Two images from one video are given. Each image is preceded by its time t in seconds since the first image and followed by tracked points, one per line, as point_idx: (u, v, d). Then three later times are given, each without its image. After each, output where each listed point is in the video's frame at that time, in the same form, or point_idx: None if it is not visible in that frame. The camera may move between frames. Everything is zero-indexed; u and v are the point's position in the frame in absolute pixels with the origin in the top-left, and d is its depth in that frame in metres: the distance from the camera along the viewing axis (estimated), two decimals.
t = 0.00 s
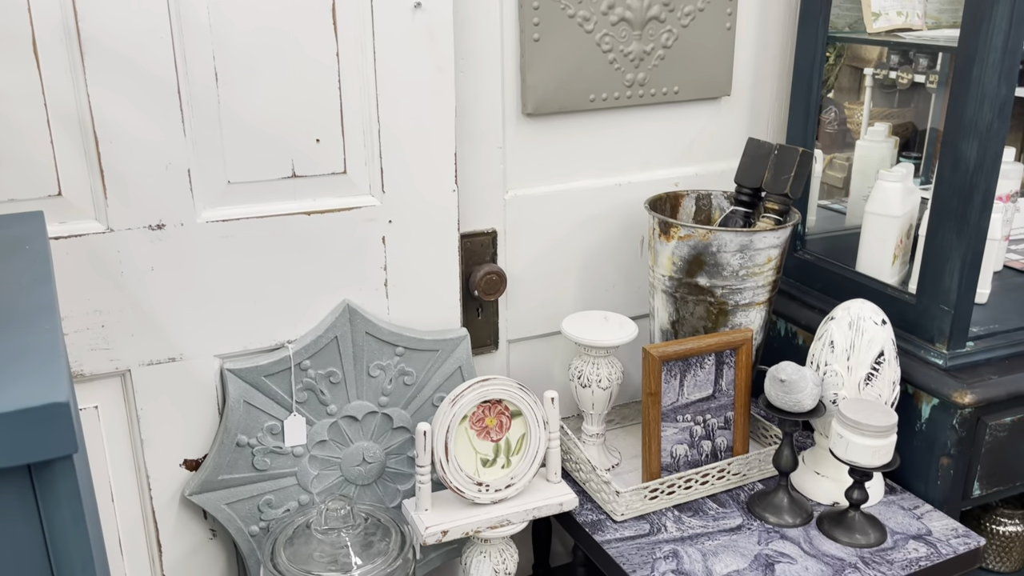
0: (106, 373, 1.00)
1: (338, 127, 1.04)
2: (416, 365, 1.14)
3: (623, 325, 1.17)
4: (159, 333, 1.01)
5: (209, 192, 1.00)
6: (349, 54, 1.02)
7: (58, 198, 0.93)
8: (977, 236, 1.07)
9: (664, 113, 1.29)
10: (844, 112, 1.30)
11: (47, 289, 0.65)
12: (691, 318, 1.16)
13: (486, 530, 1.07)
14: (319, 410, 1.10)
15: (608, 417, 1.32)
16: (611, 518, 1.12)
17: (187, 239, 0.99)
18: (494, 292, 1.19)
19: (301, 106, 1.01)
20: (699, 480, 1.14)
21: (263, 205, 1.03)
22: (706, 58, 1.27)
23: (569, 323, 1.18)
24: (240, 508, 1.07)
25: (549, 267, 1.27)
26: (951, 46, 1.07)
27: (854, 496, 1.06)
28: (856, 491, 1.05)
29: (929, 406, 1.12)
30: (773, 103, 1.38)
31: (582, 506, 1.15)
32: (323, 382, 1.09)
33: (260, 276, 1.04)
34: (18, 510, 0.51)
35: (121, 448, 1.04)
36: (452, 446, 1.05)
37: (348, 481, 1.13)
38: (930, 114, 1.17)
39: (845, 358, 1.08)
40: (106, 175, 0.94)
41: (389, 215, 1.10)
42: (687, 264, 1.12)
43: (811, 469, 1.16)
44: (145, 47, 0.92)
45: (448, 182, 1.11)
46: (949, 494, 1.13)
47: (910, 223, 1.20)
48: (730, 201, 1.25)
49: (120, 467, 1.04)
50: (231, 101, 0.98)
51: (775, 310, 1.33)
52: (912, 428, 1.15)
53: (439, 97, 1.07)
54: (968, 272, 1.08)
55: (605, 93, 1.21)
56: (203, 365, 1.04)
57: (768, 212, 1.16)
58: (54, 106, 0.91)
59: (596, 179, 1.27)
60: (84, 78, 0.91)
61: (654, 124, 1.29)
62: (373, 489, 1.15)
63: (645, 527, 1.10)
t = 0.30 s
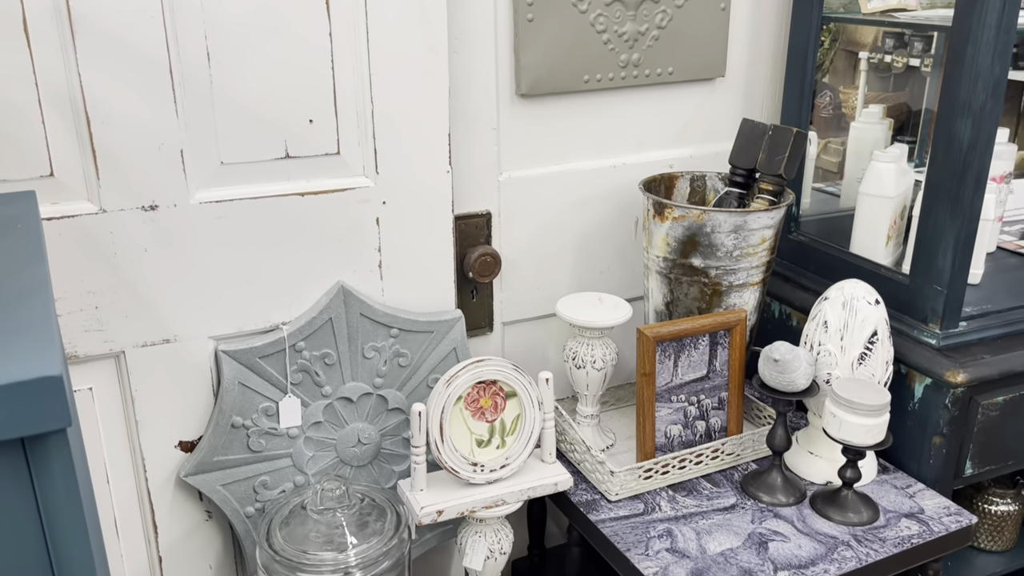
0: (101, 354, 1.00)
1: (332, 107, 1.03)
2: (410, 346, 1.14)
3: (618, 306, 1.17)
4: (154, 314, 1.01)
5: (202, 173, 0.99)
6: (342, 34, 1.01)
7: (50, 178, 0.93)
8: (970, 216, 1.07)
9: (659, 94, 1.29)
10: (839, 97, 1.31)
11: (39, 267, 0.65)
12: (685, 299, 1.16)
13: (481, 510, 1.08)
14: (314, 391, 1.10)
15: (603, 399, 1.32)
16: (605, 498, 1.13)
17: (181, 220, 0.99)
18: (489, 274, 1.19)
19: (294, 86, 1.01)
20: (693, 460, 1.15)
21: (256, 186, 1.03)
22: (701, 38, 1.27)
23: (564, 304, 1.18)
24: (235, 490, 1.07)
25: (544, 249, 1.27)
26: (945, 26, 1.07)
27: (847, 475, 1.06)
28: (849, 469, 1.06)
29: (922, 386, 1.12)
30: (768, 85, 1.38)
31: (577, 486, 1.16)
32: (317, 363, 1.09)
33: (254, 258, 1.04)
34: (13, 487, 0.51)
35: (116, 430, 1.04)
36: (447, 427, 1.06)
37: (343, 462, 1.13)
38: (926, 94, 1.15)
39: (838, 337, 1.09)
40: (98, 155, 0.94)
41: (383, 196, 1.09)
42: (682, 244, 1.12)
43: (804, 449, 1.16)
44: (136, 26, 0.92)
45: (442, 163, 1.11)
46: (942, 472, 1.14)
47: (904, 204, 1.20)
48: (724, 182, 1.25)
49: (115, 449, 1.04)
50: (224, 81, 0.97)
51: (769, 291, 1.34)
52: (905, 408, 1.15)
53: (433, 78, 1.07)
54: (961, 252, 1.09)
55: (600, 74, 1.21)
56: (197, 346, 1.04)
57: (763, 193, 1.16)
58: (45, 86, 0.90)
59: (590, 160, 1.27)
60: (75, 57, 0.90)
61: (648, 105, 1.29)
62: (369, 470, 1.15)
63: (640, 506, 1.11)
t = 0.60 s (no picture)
0: (96, 334, 1.00)
1: (326, 86, 1.03)
2: (406, 327, 1.14)
3: (613, 286, 1.17)
4: (149, 293, 1.01)
5: (196, 152, 0.99)
6: (336, 12, 1.01)
7: (44, 157, 0.93)
8: (964, 195, 1.08)
9: (654, 74, 1.29)
10: (836, 81, 1.29)
11: (34, 241, 0.65)
12: (681, 279, 1.17)
13: (477, 488, 1.08)
14: (310, 371, 1.10)
15: (598, 379, 1.32)
16: (600, 476, 1.13)
17: (175, 199, 0.99)
18: (484, 255, 1.19)
19: (288, 65, 1.00)
20: (688, 439, 1.16)
21: (251, 165, 1.03)
22: (696, 18, 1.26)
23: (560, 284, 1.18)
24: (232, 469, 1.08)
25: (539, 230, 1.27)
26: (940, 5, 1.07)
27: (841, 453, 1.07)
28: (843, 447, 1.07)
29: (915, 364, 1.13)
30: (763, 65, 1.38)
31: (572, 465, 1.16)
32: (313, 343, 1.09)
33: (249, 237, 1.04)
34: (11, 459, 0.51)
35: (112, 409, 1.04)
36: (442, 406, 1.06)
37: (340, 441, 1.14)
38: (921, 78, 1.13)
39: (832, 317, 1.09)
40: (92, 133, 0.93)
41: (378, 175, 1.09)
42: (677, 224, 1.13)
43: (798, 428, 1.17)
44: (129, 3, 0.91)
45: (437, 143, 1.11)
46: (934, 451, 1.15)
47: (899, 183, 1.20)
48: (719, 162, 1.25)
49: (111, 428, 1.04)
50: (218, 59, 0.97)
51: (764, 272, 1.34)
52: (898, 386, 1.16)
53: (428, 56, 1.07)
54: (955, 231, 1.09)
55: (595, 54, 1.21)
56: (193, 326, 1.04)
57: (757, 172, 1.16)
58: (38, 63, 0.90)
59: (586, 140, 1.27)
60: (67, 34, 0.90)
61: (644, 85, 1.29)
62: (365, 450, 1.16)
63: (635, 484, 1.12)
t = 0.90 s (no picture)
0: (93, 314, 1.00)
1: (322, 66, 1.03)
2: (403, 308, 1.14)
3: (610, 267, 1.17)
4: (145, 274, 1.01)
5: (192, 132, 0.99)
6: None
7: (39, 136, 0.92)
8: (961, 175, 1.08)
9: (651, 54, 1.28)
10: (833, 65, 1.28)
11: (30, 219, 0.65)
12: (678, 260, 1.17)
13: (474, 468, 1.09)
14: (307, 352, 1.10)
15: (594, 360, 1.33)
16: (597, 457, 1.14)
17: (171, 179, 0.99)
18: (481, 236, 1.19)
19: (284, 44, 1.00)
20: (685, 419, 1.16)
21: (247, 145, 1.02)
22: None
23: (556, 265, 1.18)
24: (229, 449, 1.08)
25: (536, 211, 1.27)
26: None
27: (837, 433, 1.07)
28: (838, 427, 1.07)
29: (911, 345, 1.13)
30: (761, 46, 1.37)
31: (569, 445, 1.17)
32: (310, 324, 1.09)
33: (245, 218, 1.04)
34: (7, 434, 0.51)
35: (109, 390, 1.04)
36: (439, 387, 1.06)
37: (337, 422, 1.14)
38: (920, 58, 1.12)
39: (829, 297, 1.09)
40: (87, 112, 0.93)
41: (375, 156, 1.09)
42: (674, 205, 1.13)
43: (795, 408, 1.18)
44: None
45: (433, 124, 1.11)
46: (930, 431, 1.15)
47: (897, 164, 1.19)
48: (717, 143, 1.25)
49: (109, 409, 1.04)
50: (213, 38, 0.96)
51: (761, 254, 1.34)
52: (894, 367, 1.17)
53: (424, 36, 1.06)
54: (951, 211, 1.09)
55: (592, 35, 1.20)
56: (190, 307, 1.04)
57: (755, 153, 1.16)
58: (32, 41, 0.89)
59: (583, 121, 1.26)
60: (61, 12, 0.89)
61: (641, 66, 1.28)
62: (362, 430, 1.16)
63: (631, 464, 1.12)
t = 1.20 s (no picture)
0: (91, 297, 0.99)
1: (319, 48, 1.02)
2: (401, 291, 1.14)
3: (608, 251, 1.17)
4: (143, 257, 1.00)
5: (189, 114, 0.98)
6: None
7: (36, 118, 0.92)
8: (960, 158, 1.07)
9: (649, 37, 1.28)
10: (831, 50, 1.28)
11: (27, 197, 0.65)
12: (676, 244, 1.17)
13: (473, 451, 1.09)
14: (305, 335, 1.10)
15: (592, 344, 1.33)
16: (595, 440, 1.14)
17: (169, 162, 0.98)
18: (479, 220, 1.19)
19: (281, 26, 0.99)
20: (682, 403, 1.16)
21: (245, 128, 1.02)
22: None
23: (555, 249, 1.18)
24: (228, 432, 1.08)
25: (535, 195, 1.26)
26: None
27: (834, 416, 1.08)
28: (836, 410, 1.07)
29: (908, 328, 1.14)
30: (759, 29, 1.37)
31: (567, 429, 1.17)
32: (308, 307, 1.09)
33: (243, 201, 1.04)
34: (7, 411, 0.52)
35: (107, 373, 1.04)
36: (438, 370, 1.06)
37: (336, 405, 1.14)
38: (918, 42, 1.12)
39: (827, 281, 1.10)
40: (83, 94, 0.92)
41: (372, 139, 1.09)
42: (672, 188, 1.12)
43: (792, 392, 1.18)
44: None
45: (431, 106, 1.10)
46: (926, 414, 1.16)
47: (895, 148, 1.19)
48: (715, 127, 1.25)
49: (107, 393, 1.04)
50: (210, 19, 0.96)
51: (759, 238, 1.34)
52: (891, 350, 1.17)
53: (422, 18, 1.06)
54: (949, 194, 1.09)
55: (591, 17, 1.20)
56: (188, 290, 1.04)
57: (753, 137, 1.16)
58: (27, 22, 0.88)
59: (582, 105, 1.26)
60: None
61: (639, 49, 1.28)
62: (361, 414, 1.17)
63: (629, 447, 1.12)
